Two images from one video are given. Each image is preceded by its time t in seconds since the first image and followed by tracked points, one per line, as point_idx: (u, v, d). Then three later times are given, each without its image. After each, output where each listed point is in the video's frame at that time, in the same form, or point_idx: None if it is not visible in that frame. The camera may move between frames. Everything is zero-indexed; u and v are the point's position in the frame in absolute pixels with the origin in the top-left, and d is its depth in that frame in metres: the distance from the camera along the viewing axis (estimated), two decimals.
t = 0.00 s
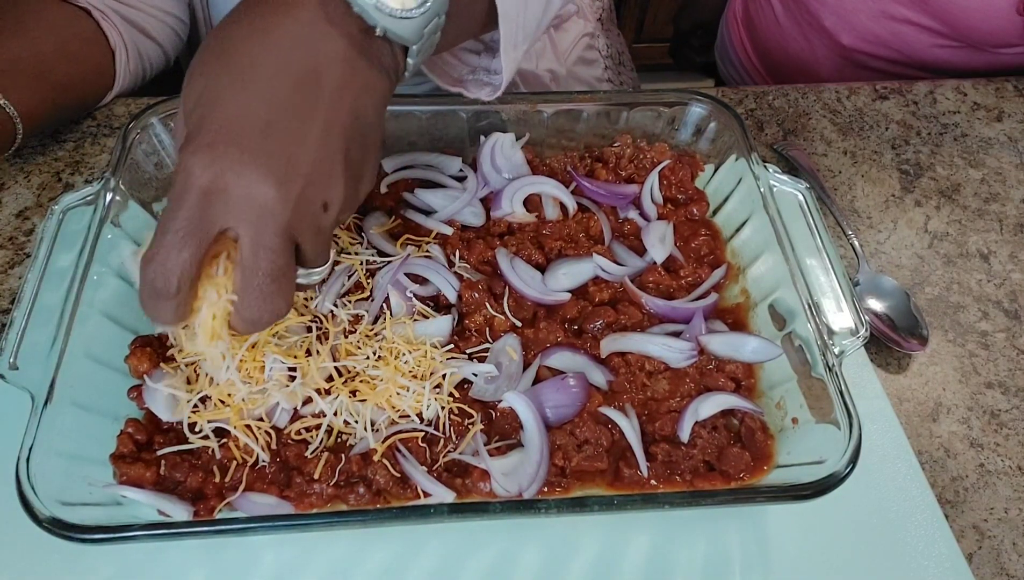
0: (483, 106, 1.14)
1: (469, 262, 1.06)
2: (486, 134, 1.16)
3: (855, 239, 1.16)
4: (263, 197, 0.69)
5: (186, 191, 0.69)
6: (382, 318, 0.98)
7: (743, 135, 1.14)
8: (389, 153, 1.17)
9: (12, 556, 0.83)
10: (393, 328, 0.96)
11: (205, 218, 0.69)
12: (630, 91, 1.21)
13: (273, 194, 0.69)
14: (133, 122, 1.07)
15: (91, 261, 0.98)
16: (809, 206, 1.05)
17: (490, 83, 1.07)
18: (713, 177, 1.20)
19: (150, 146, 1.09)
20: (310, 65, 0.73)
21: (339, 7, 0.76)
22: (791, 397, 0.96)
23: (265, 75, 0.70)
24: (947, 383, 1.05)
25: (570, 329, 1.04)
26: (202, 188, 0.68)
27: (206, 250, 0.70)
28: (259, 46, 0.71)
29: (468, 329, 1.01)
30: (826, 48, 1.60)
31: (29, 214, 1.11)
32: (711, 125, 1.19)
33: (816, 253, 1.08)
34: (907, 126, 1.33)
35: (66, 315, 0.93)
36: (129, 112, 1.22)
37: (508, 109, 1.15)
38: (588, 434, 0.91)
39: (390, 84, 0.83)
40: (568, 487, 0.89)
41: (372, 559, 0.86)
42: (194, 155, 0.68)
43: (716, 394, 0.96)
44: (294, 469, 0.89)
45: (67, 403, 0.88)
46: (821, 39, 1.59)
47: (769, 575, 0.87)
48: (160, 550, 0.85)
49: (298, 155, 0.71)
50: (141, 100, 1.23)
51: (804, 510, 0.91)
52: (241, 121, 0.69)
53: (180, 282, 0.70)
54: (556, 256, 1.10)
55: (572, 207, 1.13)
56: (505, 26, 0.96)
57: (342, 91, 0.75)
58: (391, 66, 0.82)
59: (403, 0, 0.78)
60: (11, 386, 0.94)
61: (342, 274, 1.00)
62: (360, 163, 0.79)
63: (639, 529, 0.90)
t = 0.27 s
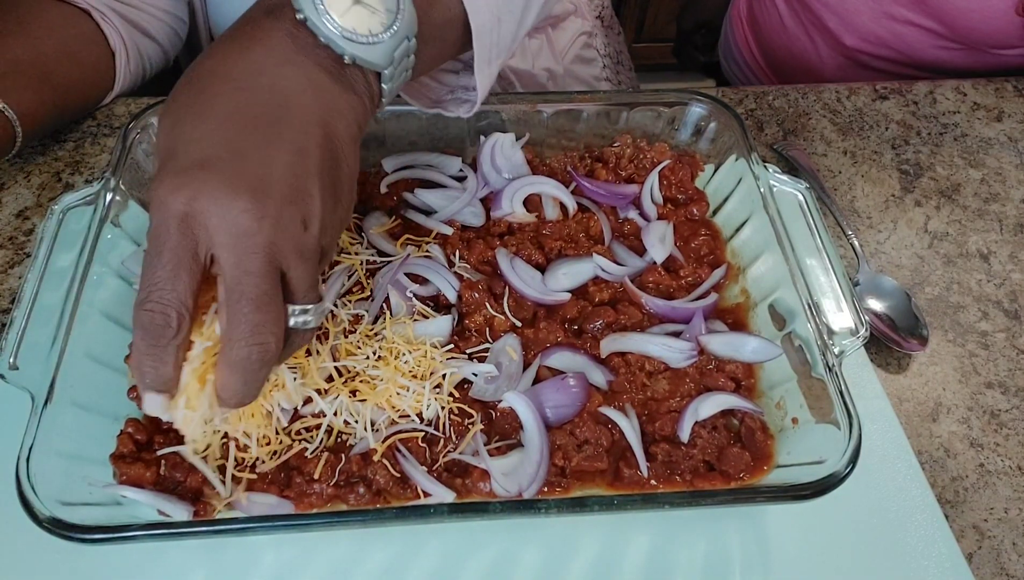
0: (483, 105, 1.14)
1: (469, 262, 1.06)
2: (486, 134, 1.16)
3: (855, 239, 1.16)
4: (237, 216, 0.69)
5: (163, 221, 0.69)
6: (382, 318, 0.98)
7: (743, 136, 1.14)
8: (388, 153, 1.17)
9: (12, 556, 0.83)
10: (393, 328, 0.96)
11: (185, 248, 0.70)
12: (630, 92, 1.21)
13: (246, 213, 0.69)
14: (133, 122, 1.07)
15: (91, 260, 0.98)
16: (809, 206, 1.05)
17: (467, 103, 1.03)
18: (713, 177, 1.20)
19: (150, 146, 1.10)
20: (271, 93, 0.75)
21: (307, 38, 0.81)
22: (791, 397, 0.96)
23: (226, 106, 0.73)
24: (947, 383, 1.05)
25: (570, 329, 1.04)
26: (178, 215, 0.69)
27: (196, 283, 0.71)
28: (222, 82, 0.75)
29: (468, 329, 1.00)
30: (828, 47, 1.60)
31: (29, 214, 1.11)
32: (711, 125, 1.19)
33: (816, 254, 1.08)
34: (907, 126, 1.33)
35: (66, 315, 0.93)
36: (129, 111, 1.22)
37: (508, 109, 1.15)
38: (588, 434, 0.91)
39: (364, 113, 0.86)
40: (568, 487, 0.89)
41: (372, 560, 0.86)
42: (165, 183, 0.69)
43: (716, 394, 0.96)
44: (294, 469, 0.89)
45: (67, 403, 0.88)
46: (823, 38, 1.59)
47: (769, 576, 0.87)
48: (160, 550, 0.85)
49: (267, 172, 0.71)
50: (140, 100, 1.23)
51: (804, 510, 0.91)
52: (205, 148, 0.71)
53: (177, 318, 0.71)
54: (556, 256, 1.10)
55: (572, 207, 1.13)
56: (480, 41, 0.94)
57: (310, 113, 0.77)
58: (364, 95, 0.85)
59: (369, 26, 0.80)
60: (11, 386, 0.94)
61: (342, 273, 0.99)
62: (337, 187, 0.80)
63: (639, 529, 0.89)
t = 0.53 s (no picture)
0: (483, 105, 1.14)
1: (469, 262, 1.06)
2: (486, 134, 1.16)
3: (855, 239, 1.16)
4: (208, 137, 0.73)
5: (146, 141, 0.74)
6: (382, 318, 0.98)
7: (743, 135, 1.14)
8: (389, 153, 1.17)
9: (12, 556, 0.83)
10: (393, 328, 0.96)
11: (160, 160, 0.74)
12: (630, 91, 1.21)
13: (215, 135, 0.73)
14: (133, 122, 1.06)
15: (91, 260, 0.98)
16: (809, 206, 1.05)
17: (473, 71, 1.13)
18: (713, 177, 1.20)
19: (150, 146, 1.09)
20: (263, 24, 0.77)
21: None
22: (791, 397, 0.96)
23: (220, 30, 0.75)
24: (947, 384, 1.05)
25: (570, 329, 1.04)
26: (153, 132, 0.74)
27: (167, 190, 0.76)
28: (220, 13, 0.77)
29: (468, 329, 1.00)
30: (829, 46, 1.60)
31: (29, 214, 1.10)
32: (711, 125, 1.19)
33: (817, 253, 1.08)
34: (907, 126, 1.33)
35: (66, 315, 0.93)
36: (129, 112, 1.22)
37: (508, 109, 1.15)
38: (588, 434, 0.91)
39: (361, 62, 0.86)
40: (568, 487, 0.89)
41: (372, 560, 0.86)
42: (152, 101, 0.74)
43: (716, 394, 0.96)
44: (295, 470, 0.89)
45: (67, 402, 0.88)
46: (825, 38, 1.60)
47: (769, 576, 0.87)
48: (160, 550, 0.85)
49: (243, 103, 0.74)
50: (141, 100, 1.23)
51: (804, 510, 0.91)
52: (193, 61, 0.74)
53: (144, 214, 0.76)
54: (556, 256, 1.10)
55: (572, 207, 1.13)
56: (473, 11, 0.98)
57: (298, 53, 0.78)
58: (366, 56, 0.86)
59: None
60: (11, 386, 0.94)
61: (343, 274, 1.00)
62: (317, 129, 0.81)
63: (639, 529, 0.90)
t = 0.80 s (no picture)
0: (483, 105, 1.14)
1: (469, 262, 1.06)
2: (486, 134, 1.16)
3: (855, 239, 1.16)
4: (254, 120, 0.74)
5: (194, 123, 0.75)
6: (382, 318, 0.98)
7: (743, 135, 1.14)
8: (389, 153, 1.17)
9: (12, 556, 0.83)
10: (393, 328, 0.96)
11: (210, 140, 0.76)
12: (630, 91, 1.21)
13: (259, 117, 0.74)
14: (133, 122, 1.06)
15: (91, 260, 0.98)
16: (809, 206, 1.05)
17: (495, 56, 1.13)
18: (713, 177, 1.20)
19: (150, 146, 1.10)
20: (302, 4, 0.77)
21: None
22: (791, 397, 0.96)
23: (260, 10, 0.76)
24: (947, 384, 1.05)
25: (570, 329, 1.04)
26: (196, 109, 0.74)
27: (214, 167, 0.79)
28: None
29: (468, 329, 1.00)
30: (829, 44, 1.60)
31: (29, 214, 1.11)
32: (711, 125, 1.19)
33: (817, 253, 1.08)
34: (907, 126, 1.33)
35: (67, 315, 0.93)
36: (129, 111, 1.22)
37: (508, 109, 1.15)
38: (588, 434, 0.91)
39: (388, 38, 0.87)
40: (568, 487, 0.89)
41: (372, 560, 0.86)
42: (194, 80, 0.74)
43: (716, 394, 0.96)
44: (295, 470, 0.89)
45: (67, 402, 0.88)
46: (825, 36, 1.59)
47: (769, 576, 0.87)
48: (160, 550, 0.85)
49: (286, 83, 0.75)
50: (141, 100, 1.23)
51: (804, 509, 0.91)
52: (232, 44, 0.75)
53: (195, 195, 0.80)
54: (556, 256, 1.10)
55: (572, 207, 1.13)
56: None
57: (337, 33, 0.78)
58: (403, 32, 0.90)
59: None
60: (11, 386, 0.94)
61: (343, 274, 1.00)
62: (349, 100, 0.82)
63: (639, 529, 0.89)
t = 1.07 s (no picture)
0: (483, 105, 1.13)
1: (469, 263, 1.06)
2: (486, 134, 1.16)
3: (855, 240, 1.16)
4: (419, 190, 0.72)
5: (353, 194, 0.71)
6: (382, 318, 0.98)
7: (743, 135, 1.14)
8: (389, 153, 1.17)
9: (12, 556, 0.83)
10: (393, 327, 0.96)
11: (370, 218, 0.72)
12: (630, 91, 1.21)
13: (431, 189, 0.72)
14: (133, 122, 1.06)
15: (91, 260, 0.98)
16: (809, 206, 1.05)
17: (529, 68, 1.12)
18: (713, 177, 1.20)
19: (150, 146, 1.10)
20: (420, 66, 0.75)
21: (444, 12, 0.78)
22: (791, 397, 0.96)
23: (402, 90, 0.74)
24: (947, 384, 1.05)
25: (570, 329, 1.04)
26: (366, 189, 0.71)
27: (373, 248, 0.72)
28: (376, 62, 0.76)
29: (468, 329, 1.00)
30: (829, 42, 1.60)
31: (28, 214, 1.10)
32: (711, 125, 1.19)
33: (817, 254, 1.08)
34: (907, 126, 1.33)
35: (66, 315, 0.93)
36: (129, 111, 1.22)
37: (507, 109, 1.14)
38: (588, 434, 0.91)
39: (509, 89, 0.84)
40: (568, 487, 0.90)
41: (373, 560, 0.86)
42: (353, 161, 0.71)
43: (716, 394, 0.96)
44: (295, 470, 0.89)
45: (66, 403, 0.88)
46: (825, 34, 1.59)
47: (769, 576, 0.87)
48: (160, 550, 0.85)
49: (456, 139, 0.75)
50: (140, 100, 1.23)
51: (804, 510, 0.91)
52: (381, 124, 0.73)
53: (356, 283, 0.72)
54: (556, 256, 1.10)
55: (572, 207, 1.13)
56: None
57: (468, 88, 0.77)
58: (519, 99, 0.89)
59: None
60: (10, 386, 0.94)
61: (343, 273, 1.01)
62: (491, 156, 0.80)
63: (639, 529, 0.90)
